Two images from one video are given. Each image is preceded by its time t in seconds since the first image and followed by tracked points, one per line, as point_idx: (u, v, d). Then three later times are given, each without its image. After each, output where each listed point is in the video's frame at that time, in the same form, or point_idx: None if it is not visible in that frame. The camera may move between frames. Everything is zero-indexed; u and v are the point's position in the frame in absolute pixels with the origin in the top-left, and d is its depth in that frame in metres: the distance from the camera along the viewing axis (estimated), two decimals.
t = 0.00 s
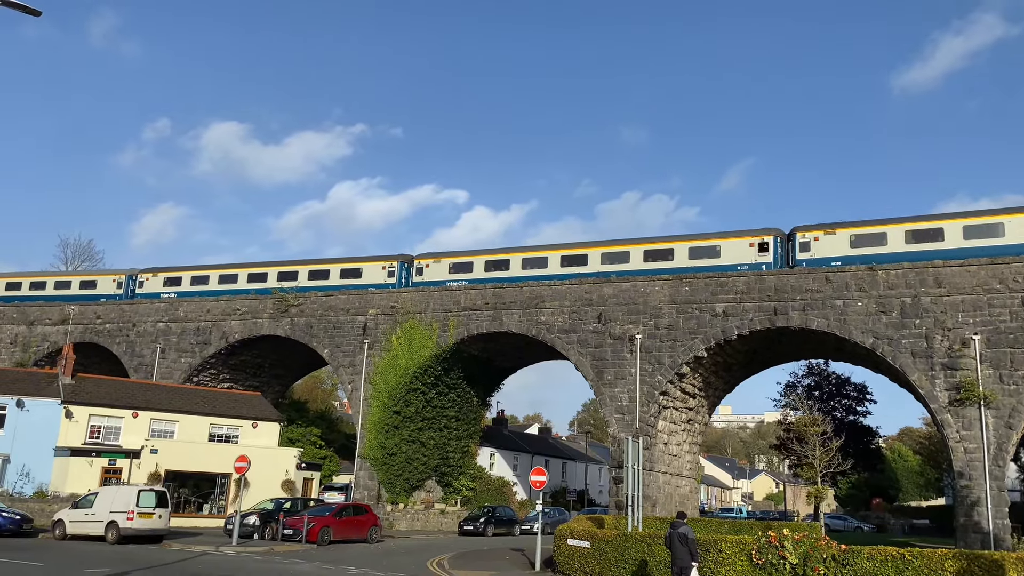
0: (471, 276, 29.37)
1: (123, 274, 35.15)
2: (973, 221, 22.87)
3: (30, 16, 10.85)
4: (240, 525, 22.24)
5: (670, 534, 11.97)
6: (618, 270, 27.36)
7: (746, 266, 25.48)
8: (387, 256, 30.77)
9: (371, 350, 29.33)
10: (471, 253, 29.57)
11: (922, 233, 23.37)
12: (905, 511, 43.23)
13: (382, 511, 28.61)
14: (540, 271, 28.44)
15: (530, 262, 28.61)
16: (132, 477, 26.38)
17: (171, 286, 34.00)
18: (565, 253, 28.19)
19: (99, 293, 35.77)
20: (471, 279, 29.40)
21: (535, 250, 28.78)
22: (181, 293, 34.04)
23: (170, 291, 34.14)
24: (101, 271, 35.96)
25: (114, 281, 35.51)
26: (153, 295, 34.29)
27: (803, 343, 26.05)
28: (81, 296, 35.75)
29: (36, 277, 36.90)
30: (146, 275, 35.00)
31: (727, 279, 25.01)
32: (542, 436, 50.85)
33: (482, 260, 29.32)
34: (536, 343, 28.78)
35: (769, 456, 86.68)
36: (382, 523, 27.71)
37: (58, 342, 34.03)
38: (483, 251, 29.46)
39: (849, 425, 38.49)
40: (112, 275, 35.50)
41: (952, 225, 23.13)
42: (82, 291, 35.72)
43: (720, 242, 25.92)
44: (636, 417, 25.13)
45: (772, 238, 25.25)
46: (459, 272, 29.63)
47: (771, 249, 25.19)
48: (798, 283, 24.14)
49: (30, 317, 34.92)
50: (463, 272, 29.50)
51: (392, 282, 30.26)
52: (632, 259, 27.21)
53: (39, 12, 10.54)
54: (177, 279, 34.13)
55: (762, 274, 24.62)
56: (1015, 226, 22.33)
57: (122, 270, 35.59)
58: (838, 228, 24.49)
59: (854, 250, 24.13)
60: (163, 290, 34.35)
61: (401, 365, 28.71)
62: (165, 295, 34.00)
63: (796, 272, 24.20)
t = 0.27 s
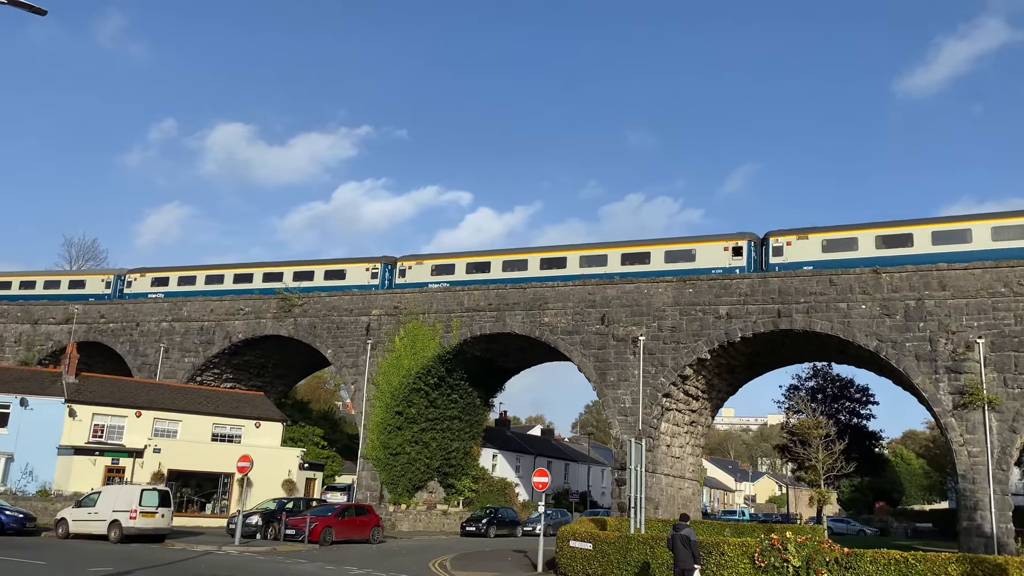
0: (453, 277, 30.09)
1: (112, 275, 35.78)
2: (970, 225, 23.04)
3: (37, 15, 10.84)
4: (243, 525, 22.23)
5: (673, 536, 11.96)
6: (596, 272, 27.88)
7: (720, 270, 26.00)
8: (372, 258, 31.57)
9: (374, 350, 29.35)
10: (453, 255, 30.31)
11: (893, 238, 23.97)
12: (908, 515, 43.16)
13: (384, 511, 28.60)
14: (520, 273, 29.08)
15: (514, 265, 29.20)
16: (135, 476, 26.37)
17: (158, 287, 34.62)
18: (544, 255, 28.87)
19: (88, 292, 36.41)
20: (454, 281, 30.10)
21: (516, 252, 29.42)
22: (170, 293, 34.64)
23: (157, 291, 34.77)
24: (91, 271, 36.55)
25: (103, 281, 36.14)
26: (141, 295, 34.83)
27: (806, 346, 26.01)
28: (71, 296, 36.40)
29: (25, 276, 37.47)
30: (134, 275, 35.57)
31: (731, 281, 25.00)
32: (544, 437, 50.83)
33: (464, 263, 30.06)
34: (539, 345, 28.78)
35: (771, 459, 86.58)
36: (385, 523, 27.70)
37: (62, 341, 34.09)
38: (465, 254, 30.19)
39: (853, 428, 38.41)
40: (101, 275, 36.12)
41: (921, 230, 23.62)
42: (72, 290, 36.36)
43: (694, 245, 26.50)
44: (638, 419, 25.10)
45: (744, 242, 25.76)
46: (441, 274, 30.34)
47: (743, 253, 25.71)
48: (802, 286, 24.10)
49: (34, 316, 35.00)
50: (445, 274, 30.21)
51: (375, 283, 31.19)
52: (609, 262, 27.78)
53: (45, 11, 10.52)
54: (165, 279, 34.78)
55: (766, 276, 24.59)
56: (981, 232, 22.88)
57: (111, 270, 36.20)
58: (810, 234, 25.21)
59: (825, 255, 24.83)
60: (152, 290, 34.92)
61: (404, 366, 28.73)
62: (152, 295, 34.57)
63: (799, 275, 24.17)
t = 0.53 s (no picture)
0: (435, 280, 30.50)
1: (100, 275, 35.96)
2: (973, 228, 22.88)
3: (42, 15, 10.89)
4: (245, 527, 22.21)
5: (676, 539, 11.93)
6: (572, 276, 28.38)
7: (692, 274, 26.36)
8: (355, 260, 32.02)
9: (377, 351, 29.36)
10: (435, 259, 30.71)
11: (860, 244, 24.55)
12: (911, 519, 43.05)
13: (386, 513, 28.57)
14: (499, 276, 29.40)
15: (493, 267, 29.48)
16: (137, 477, 26.46)
17: (145, 287, 35.00)
18: (522, 259, 29.24)
19: (77, 292, 36.68)
20: (435, 283, 30.50)
21: (497, 255, 29.68)
22: (157, 294, 35.01)
23: (144, 292, 35.19)
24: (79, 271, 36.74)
25: (91, 281, 36.32)
26: (128, 296, 35.22)
27: (810, 349, 25.95)
28: (60, 296, 36.70)
29: (14, 276, 37.73)
30: (122, 276, 35.92)
31: (734, 283, 24.97)
32: (547, 439, 50.79)
33: (445, 265, 30.40)
34: (543, 346, 28.76)
35: (774, 462, 86.42)
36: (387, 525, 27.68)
37: (66, 341, 34.15)
38: (446, 256, 30.53)
39: (856, 432, 38.31)
40: (89, 276, 36.31)
41: (890, 236, 24.14)
42: (60, 291, 36.65)
43: (669, 250, 26.88)
44: (642, 421, 25.06)
45: (718, 247, 26.12)
46: (423, 277, 30.81)
47: (718, 257, 26.06)
48: (806, 289, 24.05)
49: (39, 316, 35.08)
50: (427, 277, 30.66)
51: (359, 284, 31.57)
52: (585, 266, 28.25)
53: (50, 11, 10.55)
54: (151, 280, 35.12)
55: (770, 278, 24.55)
56: (947, 238, 23.23)
57: (99, 270, 36.36)
58: (781, 239, 25.53)
59: (796, 259, 25.16)
60: (138, 290, 35.33)
61: (407, 367, 28.72)
62: (139, 296, 35.02)
63: (803, 278, 24.12)
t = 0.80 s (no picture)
0: (418, 283, 30.47)
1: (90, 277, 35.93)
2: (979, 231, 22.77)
3: (49, 18, 10.95)
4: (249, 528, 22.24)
5: (679, 542, 11.92)
6: (554, 279, 28.42)
7: (672, 278, 26.52)
8: (340, 262, 31.92)
9: (381, 353, 29.39)
10: (419, 261, 30.70)
11: (835, 249, 24.58)
12: (916, 523, 42.93)
13: (389, 514, 28.59)
14: (481, 279, 29.44)
15: (475, 270, 29.47)
16: (142, 478, 26.38)
17: (135, 289, 35.03)
18: (504, 262, 29.24)
19: (68, 293, 36.74)
20: (419, 286, 30.47)
21: (501, 257, 29.41)
22: (147, 296, 35.04)
23: (134, 294, 35.25)
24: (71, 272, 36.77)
25: (82, 283, 36.35)
26: (119, 298, 35.28)
27: (814, 352, 25.92)
28: (51, 297, 36.82)
29: (19, 277, 37.87)
30: (113, 278, 35.94)
31: (738, 286, 24.94)
32: (551, 442, 50.77)
33: (428, 268, 30.41)
34: (547, 349, 28.76)
35: (778, 465, 86.26)
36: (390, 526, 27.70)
37: (71, 342, 34.24)
38: (429, 259, 30.52)
39: (860, 435, 38.22)
40: (81, 277, 36.34)
41: (864, 241, 24.31)
42: (52, 292, 36.78)
43: (649, 254, 27.06)
44: (645, 424, 25.04)
45: (695, 252, 26.47)
46: (406, 280, 30.75)
47: (695, 261, 26.38)
48: (811, 292, 24.03)
49: (44, 317, 35.18)
50: (411, 280, 30.63)
51: (344, 287, 31.48)
52: (567, 269, 28.33)
53: (57, 12, 10.58)
54: (142, 282, 35.12)
55: (774, 281, 24.53)
56: (919, 243, 23.46)
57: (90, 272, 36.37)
58: (757, 243, 25.58)
59: (772, 264, 25.17)
60: (128, 292, 35.36)
61: (411, 368, 28.74)
62: (130, 297, 35.03)
63: (807, 280, 24.10)
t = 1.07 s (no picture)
0: (404, 286, 30.77)
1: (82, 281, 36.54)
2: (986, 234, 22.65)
3: (55, 23, 11.04)
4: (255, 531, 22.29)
5: (684, 545, 11.91)
6: (536, 283, 28.65)
7: (650, 282, 26.96)
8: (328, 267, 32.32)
9: (386, 356, 29.45)
10: (405, 265, 31.06)
11: (810, 253, 24.87)
12: (923, 526, 42.77)
13: (395, 517, 28.60)
14: (465, 283, 29.79)
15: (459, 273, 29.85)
16: (148, 481, 26.58)
17: (126, 293, 35.39)
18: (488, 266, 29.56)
19: (60, 297, 37.35)
20: (405, 289, 30.79)
21: (504, 260, 29.36)
22: (137, 299, 35.37)
23: (125, 297, 35.52)
24: (62, 276, 37.41)
25: (74, 287, 36.96)
26: (109, 301, 35.64)
27: (820, 354, 25.87)
28: (43, 300, 37.42)
29: (26, 281, 38.08)
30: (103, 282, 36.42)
31: (744, 289, 24.91)
32: (556, 445, 50.73)
33: (414, 272, 30.77)
34: (553, 352, 28.76)
35: (785, 468, 86.03)
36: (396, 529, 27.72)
37: (78, 345, 34.37)
38: (415, 263, 30.92)
39: (867, 438, 38.11)
40: (73, 282, 36.94)
41: (838, 246, 24.59)
42: (45, 295, 37.37)
43: (629, 258, 27.46)
44: (651, 427, 25.03)
45: (673, 256, 26.86)
46: (392, 283, 31.08)
47: (673, 265, 26.77)
48: (816, 294, 24.00)
49: (51, 320, 35.35)
50: (397, 283, 30.93)
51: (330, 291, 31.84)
52: (549, 273, 28.59)
53: (64, 17, 10.68)
54: (132, 285, 35.50)
55: (780, 284, 24.49)
56: (891, 248, 23.75)
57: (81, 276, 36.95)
58: (734, 248, 26.03)
59: (748, 268, 25.62)
60: (120, 295, 35.65)
61: (417, 371, 28.78)
62: (121, 301, 35.34)
63: (813, 283, 24.08)
